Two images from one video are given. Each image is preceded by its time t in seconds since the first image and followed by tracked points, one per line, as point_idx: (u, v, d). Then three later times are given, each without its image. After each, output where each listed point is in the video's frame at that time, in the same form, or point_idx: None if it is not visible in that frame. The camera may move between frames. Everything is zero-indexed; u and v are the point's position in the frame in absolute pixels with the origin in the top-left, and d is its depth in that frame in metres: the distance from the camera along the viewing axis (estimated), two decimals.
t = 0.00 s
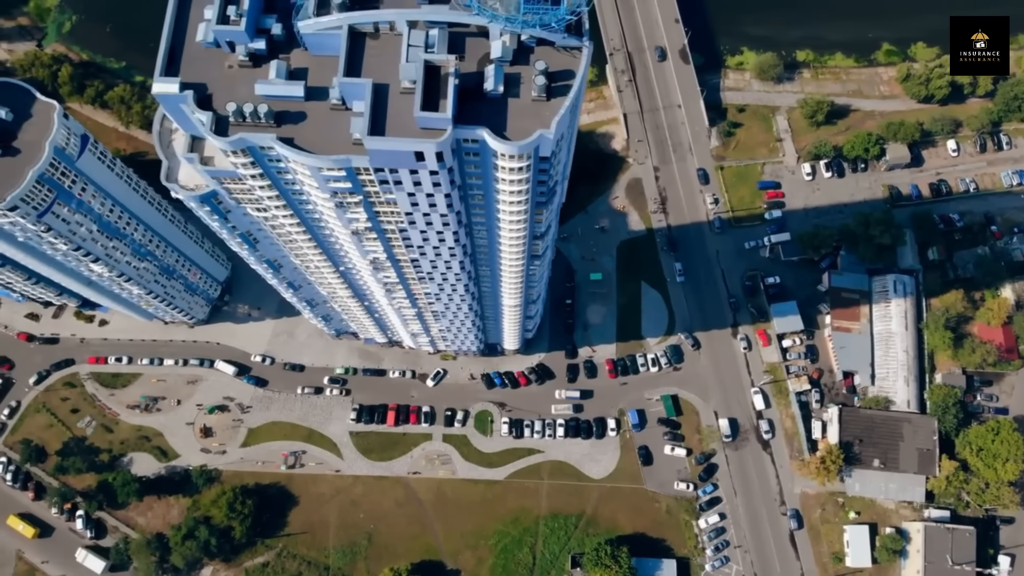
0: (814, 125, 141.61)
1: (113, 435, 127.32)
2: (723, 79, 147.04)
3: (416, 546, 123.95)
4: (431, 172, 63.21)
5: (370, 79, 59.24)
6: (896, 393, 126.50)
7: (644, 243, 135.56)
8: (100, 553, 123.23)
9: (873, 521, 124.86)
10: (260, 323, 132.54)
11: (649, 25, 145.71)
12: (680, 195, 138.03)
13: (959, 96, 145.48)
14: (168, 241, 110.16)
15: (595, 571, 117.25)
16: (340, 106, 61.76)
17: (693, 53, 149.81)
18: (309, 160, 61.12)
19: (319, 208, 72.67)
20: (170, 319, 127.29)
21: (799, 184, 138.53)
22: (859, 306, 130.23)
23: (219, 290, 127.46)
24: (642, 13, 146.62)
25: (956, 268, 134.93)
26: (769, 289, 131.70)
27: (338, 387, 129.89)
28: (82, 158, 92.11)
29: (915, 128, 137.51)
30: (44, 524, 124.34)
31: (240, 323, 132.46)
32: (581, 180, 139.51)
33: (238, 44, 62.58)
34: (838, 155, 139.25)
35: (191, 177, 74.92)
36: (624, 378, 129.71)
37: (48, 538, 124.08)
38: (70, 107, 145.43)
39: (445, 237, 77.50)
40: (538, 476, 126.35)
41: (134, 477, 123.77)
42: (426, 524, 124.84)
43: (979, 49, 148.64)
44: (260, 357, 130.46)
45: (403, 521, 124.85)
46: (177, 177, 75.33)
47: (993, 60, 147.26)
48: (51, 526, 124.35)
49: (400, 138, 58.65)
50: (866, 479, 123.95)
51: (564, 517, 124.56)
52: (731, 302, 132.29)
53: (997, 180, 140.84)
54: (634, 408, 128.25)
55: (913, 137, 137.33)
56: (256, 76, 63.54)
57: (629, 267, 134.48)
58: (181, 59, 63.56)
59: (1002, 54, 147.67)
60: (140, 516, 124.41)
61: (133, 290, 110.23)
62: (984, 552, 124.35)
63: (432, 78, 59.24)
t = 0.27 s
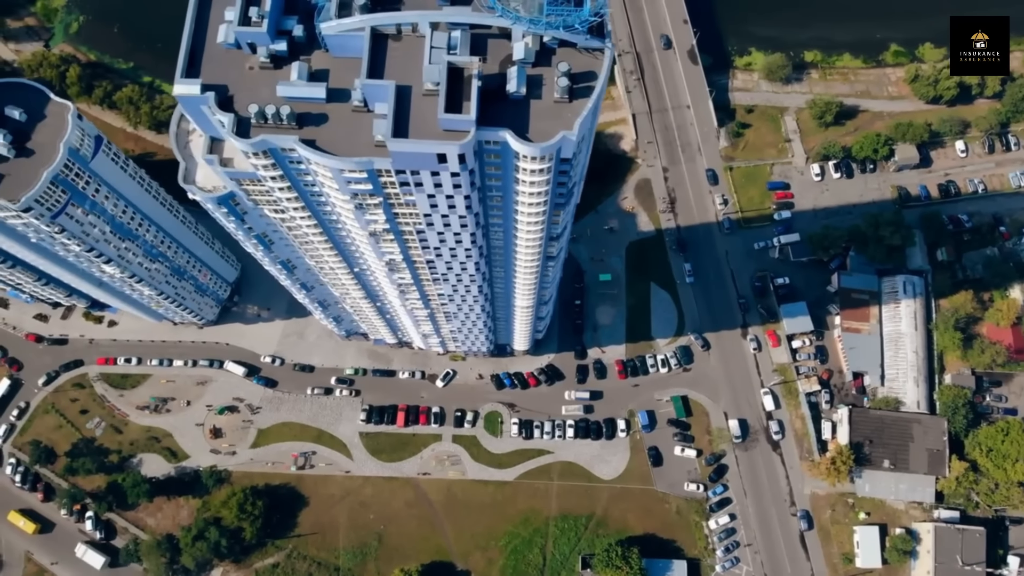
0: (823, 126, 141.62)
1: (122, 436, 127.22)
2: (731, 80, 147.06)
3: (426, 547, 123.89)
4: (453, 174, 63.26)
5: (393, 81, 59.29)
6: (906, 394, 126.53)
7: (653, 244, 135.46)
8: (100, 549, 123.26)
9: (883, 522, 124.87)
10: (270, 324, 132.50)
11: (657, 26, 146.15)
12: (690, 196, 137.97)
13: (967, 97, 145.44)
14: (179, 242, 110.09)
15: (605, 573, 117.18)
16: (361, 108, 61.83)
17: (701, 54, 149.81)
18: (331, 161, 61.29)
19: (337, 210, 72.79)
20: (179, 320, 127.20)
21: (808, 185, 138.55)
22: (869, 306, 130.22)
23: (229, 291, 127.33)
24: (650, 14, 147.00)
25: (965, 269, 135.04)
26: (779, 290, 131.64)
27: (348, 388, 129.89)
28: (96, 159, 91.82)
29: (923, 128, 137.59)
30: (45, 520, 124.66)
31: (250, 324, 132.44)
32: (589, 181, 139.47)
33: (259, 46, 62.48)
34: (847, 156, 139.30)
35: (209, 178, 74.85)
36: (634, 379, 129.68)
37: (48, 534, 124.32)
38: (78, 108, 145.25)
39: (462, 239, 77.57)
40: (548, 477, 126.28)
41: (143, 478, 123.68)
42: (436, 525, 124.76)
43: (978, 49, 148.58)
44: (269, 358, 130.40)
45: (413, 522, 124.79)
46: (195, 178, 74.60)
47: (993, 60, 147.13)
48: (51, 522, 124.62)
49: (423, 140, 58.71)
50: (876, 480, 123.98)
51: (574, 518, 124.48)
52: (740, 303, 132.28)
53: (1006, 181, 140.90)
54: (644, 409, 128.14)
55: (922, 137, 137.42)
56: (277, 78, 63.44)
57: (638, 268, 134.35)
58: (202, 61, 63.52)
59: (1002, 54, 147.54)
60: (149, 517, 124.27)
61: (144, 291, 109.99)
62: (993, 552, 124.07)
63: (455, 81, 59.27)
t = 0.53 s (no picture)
0: (831, 126, 141.55)
1: (132, 437, 127.09)
2: (739, 81, 147.06)
3: (436, 548, 123.78)
4: (474, 176, 63.33)
5: (416, 83, 59.31)
6: (916, 395, 126.53)
7: (663, 244, 135.36)
8: (99, 544, 123.18)
9: (893, 523, 124.84)
10: (280, 325, 132.43)
11: (666, 26, 146.33)
12: (699, 196, 137.97)
13: (975, 98, 145.39)
14: (190, 243, 109.89)
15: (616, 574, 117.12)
16: (384, 110, 61.82)
17: (710, 54, 149.73)
18: (353, 163, 61.38)
19: (356, 211, 72.89)
20: (189, 321, 127.05)
21: (817, 186, 138.55)
22: (878, 308, 130.47)
23: (238, 292, 127.13)
24: (659, 13, 147.01)
25: (975, 270, 135.01)
26: (789, 291, 131.76)
27: (358, 389, 129.85)
28: (110, 160, 91.51)
29: (932, 129, 137.71)
30: (46, 516, 124.75)
31: (260, 325, 132.43)
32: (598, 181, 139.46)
33: (281, 47, 62.38)
34: (856, 157, 139.31)
35: (227, 179, 74.72)
36: (643, 380, 129.62)
37: (48, 529, 124.34)
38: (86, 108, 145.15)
39: (479, 240, 77.67)
40: (558, 478, 126.10)
41: (153, 479, 123.55)
42: (446, 526, 124.67)
43: (979, 49, 149.03)
44: (279, 359, 130.36)
45: (423, 523, 124.72)
46: (213, 180, 74.62)
47: (993, 59, 147.09)
48: (52, 518, 124.68)
49: (446, 142, 58.70)
50: (886, 481, 124.02)
51: (584, 519, 124.37)
52: (750, 304, 132.25)
53: (1014, 182, 140.93)
54: (654, 410, 128.01)
55: (931, 138, 137.51)
56: (298, 79, 63.30)
57: (648, 269, 134.18)
58: (223, 61, 63.36)
59: (1002, 54, 147.50)
60: (159, 518, 124.17)
61: (155, 292, 109.76)
62: (1003, 553, 122.77)
63: (478, 83, 59.29)
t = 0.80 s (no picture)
0: (841, 127, 141.56)
1: (143, 438, 126.98)
2: (749, 81, 147.04)
3: (448, 548, 123.65)
4: (499, 178, 63.33)
5: (442, 85, 59.36)
6: (927, 395, 126.50)
7: (673, 245, 135.31)
8: (100, 539, 123.47)
9: (904, 524, 124.64)
10: (291, 325, 132.43)
11: (675, 27, 147.17)
12: (709, 197, 137.97)
13: (984, 99, 145.43)
14: (203, 244, 109.77)
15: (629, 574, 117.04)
16: (408, 112, 61.92)
17: (719, 55, 149.72)
18: (378, 165, 61.43)
19: (377, 213, 73.01)
20: (200, 322, 126.93)
21: (828, 187, 138.55)
22: (889, 308, 130.45)
23: (249, 293, 126.95)
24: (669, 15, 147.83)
25: (985, 271, 135.02)
26: (800, 291, 131.82)
27: (369, 390, 129.90)
28: (126, 161, 91.20)
29: (942, 130, 137.82)
30: (48, 512, 125.06)
31: (271, 326, 132.38)
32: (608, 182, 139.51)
33: (305, 49, 62.36)
34: (866, 157, 139.20)
35: (247, 180, 74.68)
36: (654, 381, 129.47)
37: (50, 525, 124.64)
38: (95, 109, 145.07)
39: (499, 242, 77.71)
40: (570, 479, 125.89)
41: (165, 480, 123.42)
42: (458, 527, 124.58)
43: (979, 49, 149.36)
44: (290, 360, 130.31)
45: (435, 524, 124.63)
46: (234, 182, 74.05)
47: (992, 59, 147.33)
48: (54, 513, 125.00)
49: (472, 144, 58.68)
50: (898, 481, 124.03)
51: (596, 520, 124.21)
52: (761, 305, 132.19)
53: None
54: (665, 411, 127.90)
55: (941, 139, 137.60)
56: (322, 81, 63.34)
57: (658, 269, 134.10)
58: (247, 63, 63.37)
59: (1002, 54, 147.66)
60: (170, 519, 124.04)
61: (168, 293, 109.58)
62: (1015, 553, 122.61)
63: (506, 84, 59.53)
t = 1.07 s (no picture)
0: (850, 128, 141.54)
1: (152, 439, 126.87)
2: (758, 82, 146.94)
3: (458, 549, 123.64)
4: (520, 179, 63.28)
5: (466, 87, 59.38)
6: (937, 396, 126.73)
7: (682, 246, 135.24)
8: (99, 533, 123.66)
9: (914, 524, 124.62)
10: (300, 326, 132.45)
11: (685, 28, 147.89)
12: (719, 198, 137.95)
13: (992, 100, 145.38)
14: (214, 244, 109.63)
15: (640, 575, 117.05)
16: (431, 113, 61.91)
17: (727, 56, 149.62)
18: (401, 167, 61.41)
19: (396, 213, 72.92)
20: (210, 322, 126.75)
21: (837, 188, 138.53)
22: (898, 309, 130.66)
23: (259, 294, 126.73)
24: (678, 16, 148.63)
25: (994, 271, 134.84)
26: (809, 292, 131.85)
27: (379, 391, 130.10)
28: (140, 162, 90.95)
29: (951, 131, 137.83)
30: (49, 507, 125.29)
31: (280, 326, 132.39)
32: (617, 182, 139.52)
33: (327, 50, 62.25)
34: (875, 158, 139.17)
35: (266, 182, 74.76)
36: (664, 381, 129.33)
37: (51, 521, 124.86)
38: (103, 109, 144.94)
39: (516, 243, 77.55)
40: (580, 480, 125.85)
41: (175, 481, 123.36)
42: (468, 528, 124.51)
43: (978, 49, 149.29)
44: (299, 360, 130.36)
45: (445, 525, 124.60)
46: (252, 183, 74.08)
47: (992, 60, 147.27)
48: (55, 509, 125.18)
49: (496, 145, 58.63)
50: (908, 482, 124.05)
51: (606, 521, 124.10)
52: (771, 306, 132.16)
53: None
54: (675, 412, 127.91)
55: (949, 140, 137.59)
56: (344, 82, 63.31)
57: (668, 270, 134.07)
58: (268, 65, 63.30)
59: (1002, 54, 147.69)
60: (180, 520, 123.99)
61: (179, 293, 109.41)
62: None
63: (530, 86, 59.92)
